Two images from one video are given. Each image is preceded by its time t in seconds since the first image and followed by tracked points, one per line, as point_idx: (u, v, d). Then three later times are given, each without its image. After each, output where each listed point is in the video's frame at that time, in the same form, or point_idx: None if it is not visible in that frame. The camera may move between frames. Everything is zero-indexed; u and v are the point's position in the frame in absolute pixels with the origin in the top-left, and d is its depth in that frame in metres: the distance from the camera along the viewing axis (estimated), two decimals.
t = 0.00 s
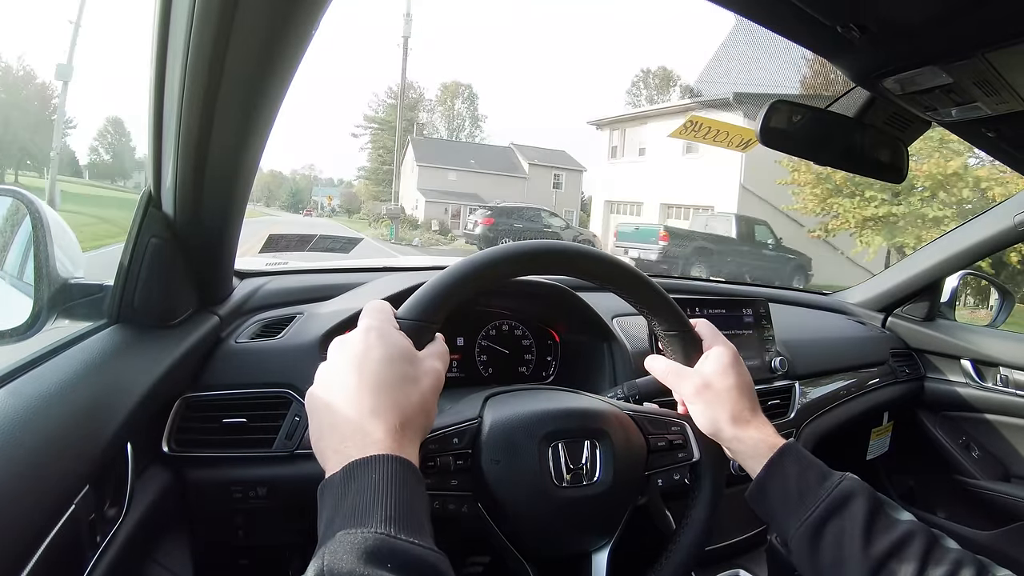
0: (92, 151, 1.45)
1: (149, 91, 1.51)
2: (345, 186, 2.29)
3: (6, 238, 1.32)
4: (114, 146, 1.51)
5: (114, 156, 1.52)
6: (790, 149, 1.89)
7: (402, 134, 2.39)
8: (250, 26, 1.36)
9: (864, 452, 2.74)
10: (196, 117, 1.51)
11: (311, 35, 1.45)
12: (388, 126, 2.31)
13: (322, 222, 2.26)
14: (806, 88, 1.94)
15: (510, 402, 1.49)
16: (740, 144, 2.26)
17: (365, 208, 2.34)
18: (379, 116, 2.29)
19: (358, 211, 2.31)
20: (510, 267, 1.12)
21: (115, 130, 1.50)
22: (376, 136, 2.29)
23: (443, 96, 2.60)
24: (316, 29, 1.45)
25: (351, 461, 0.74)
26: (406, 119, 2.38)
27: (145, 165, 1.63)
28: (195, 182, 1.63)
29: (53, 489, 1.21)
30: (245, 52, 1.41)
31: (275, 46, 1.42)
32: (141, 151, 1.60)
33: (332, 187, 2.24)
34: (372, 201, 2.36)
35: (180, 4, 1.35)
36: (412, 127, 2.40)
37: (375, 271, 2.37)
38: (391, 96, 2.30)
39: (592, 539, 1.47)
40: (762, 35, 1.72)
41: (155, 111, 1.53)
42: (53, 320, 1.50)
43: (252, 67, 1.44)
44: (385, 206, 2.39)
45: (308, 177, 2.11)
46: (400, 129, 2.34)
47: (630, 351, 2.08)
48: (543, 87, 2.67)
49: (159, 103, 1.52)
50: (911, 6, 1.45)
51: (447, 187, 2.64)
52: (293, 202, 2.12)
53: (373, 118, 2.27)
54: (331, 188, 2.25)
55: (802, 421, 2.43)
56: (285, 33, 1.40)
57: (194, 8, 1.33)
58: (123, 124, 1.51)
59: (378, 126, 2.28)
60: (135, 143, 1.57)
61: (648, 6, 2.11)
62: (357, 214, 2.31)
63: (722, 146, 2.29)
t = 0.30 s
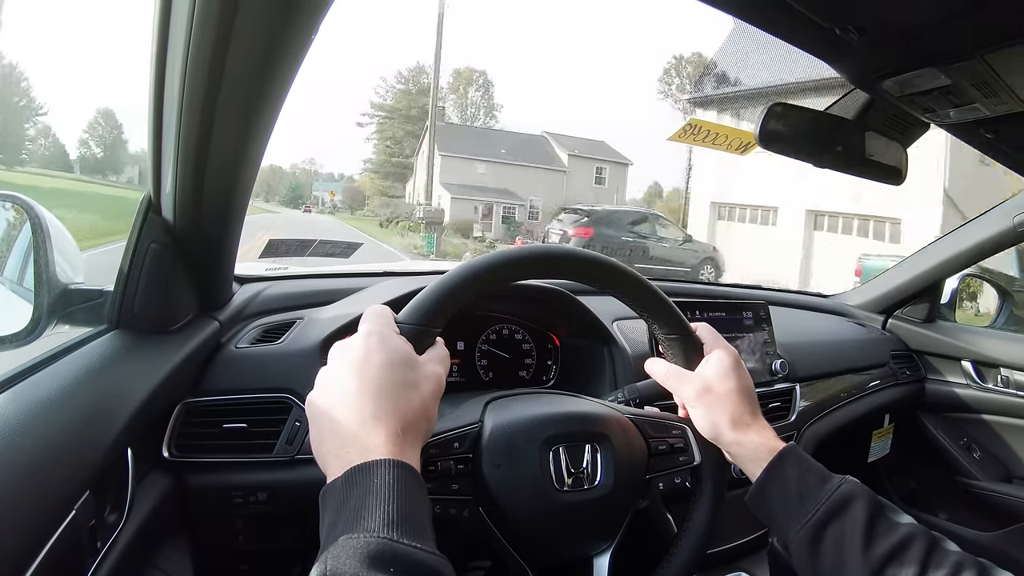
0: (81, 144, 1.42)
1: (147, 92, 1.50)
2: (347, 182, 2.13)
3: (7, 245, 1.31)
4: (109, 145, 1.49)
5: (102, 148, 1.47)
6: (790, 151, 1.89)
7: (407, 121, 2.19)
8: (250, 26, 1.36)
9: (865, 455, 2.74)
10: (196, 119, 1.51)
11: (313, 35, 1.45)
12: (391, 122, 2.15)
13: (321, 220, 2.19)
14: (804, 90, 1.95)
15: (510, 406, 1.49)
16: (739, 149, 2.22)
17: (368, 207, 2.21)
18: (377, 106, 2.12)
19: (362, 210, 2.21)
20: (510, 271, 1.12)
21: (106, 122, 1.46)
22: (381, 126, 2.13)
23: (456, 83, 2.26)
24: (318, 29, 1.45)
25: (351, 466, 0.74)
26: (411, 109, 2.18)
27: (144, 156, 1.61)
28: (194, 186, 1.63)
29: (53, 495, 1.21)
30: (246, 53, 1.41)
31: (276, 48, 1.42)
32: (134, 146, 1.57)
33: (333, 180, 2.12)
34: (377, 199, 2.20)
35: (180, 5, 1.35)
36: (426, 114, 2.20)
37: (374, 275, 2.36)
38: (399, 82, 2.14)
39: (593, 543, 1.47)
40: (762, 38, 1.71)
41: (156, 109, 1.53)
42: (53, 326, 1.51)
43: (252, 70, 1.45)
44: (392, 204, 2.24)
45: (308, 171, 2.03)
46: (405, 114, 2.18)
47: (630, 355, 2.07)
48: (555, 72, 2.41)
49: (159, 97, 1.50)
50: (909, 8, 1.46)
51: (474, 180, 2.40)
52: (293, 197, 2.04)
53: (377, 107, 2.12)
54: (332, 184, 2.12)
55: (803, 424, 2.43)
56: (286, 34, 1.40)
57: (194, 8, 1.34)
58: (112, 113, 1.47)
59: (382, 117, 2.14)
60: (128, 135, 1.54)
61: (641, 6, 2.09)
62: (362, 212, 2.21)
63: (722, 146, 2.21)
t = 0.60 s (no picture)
0: (70, 135, 1.38)
1: (147, 92, 1.50)
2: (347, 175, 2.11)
3: (6, 243, 1.31)
4: (102, 139, 1.46)
5: (94, 142, 1.44)
6: (790, 150, 1.89)
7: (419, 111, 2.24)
8: (250, 26, 1.36)
9: (865, 453, 2.74)
10: (196, 119, 1.50)
11: (314, 32, 1.45)
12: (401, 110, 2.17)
13: (323, 214, 2.18)
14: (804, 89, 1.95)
15: (510, 405, 1.49)
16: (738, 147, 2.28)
17: (374, 202, 2.23)
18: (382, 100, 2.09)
19: (368, 204, 2.22)
20: (510, 270, 1.12)
21: (97, 113, 1.42)
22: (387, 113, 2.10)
23: (472, 66, 2.32)
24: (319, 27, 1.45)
25: (352, 466, 0.74)
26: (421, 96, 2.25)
27: (140, 150, 1.60)
28: (194, 186, 1.63)
29: (53, 495, 1.21)
30: (247, 52, 1.41)
31: (277, 46, 1.42)
32: (133, 140, 1.56)
33: (336, 175, 2.10)
34: (386, 190, 2.23)
35: (179, 4, 1.34)
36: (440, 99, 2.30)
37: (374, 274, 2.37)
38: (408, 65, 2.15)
39: (594, 543, 1.47)
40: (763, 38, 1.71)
41: (156, 109, 1.53)
42: (53, 326, 1.50)
43: (251, 71, 1.45)
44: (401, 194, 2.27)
45: (308, 165, 1.99)
46: (419, 99, 2.23)
47: (630, 355, 2.07)
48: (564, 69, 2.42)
49: (159, 98, 1.50)
50: (909, 7, 1.46)
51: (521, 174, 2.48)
52: (292, 191, 2.01)
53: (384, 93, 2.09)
54: (334, 178, 2.10)
55: (803, 423, 2.43)
56: (287, 33, 1.39)
57: (194, 8, 1.33)
58: (103, 105, 1.43)
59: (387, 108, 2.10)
60: (120, 126, 1.51)
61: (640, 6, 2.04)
62: (366, 207, 2.23)
63: (723, 148, 2.30)
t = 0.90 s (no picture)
0: (58, 129, 1.34)
1: (148, 90, 1.50)
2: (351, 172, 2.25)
3: (6, 236, 1.32)
4: (91, 133, 1.43)
5: (83, 135, 1.40)
6: (792, 149, 1.89)
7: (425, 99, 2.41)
8: (249, 27, 1.37)
9: (863, 453, 2.75)
10: (196, 116, 1.51)
11: (313, 32, 1.45)
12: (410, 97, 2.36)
13: (323, 211, 2.26)
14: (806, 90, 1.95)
15: (509, 402, 1.49)
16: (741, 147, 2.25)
17: (381, 198, 2.40)
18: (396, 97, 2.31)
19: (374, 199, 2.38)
20: (509, 268, 1.12)
21: (85, 105, 1.38)
22: (396, 103, 2.29)
23: (490, 48, 2.59)
24: (318, 27, 1.45)
25: (352, 462, 0.74)
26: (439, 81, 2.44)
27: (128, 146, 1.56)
28: (194, 182, 1.63)
29: (53, 490, 1.21)
30: (246, 53, 1.42)
31: (276, 44, 1.42)
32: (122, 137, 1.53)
33: (337, 170, 2.22)
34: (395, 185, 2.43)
35: (179, 5, 1.34)
36: (458, 81, 2.46)
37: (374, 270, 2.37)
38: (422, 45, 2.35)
39: (592, 540, 1.47)
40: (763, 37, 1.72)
41: (156, 111, 1.52)
42: (53, 320, 1.50)
43: (251, 71, 1.45)
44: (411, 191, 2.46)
45: (309, 161, 2.03)
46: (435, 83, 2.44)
47: (630, 352, 2.09)
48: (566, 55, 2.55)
49: (159, 100, 1.51)
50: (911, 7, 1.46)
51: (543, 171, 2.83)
52: (292, 185, 2.01)
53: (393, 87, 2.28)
54: (339, 174, 2.23)
55: (802, 422, 2.43)
56: (286, 30, 1.39)
57: (193, 11, 1.34)
58: (92, 94, 1.38)
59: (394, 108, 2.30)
60: (108, 117, 1.46)
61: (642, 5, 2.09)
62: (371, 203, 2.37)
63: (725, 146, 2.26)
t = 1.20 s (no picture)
0: (45, 124, 1.31)
1: (147, 92, 1.49)
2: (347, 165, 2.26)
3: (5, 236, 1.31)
4: (78, 126, 1.40)
5: (69, 130, 1.37)
6: (792, 149, 1.89)
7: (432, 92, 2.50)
8: (249, 29, 1.37)
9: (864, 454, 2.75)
10: (196, 117, 1.51)
11: (314, 33, 1.45)
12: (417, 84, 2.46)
13: (326, 211, 2.25)
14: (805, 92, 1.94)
15: (510, 403, 1.49)
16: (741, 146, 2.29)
17: (388, 199, 2.42)
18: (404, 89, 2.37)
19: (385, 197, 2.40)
20: (511, 268, 1.12)
21: (72, 97, 1.35)
22: (407, 88, 2.38)
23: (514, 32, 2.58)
24: (319, 29, 1.45)
25: (352, 456, 0.74)
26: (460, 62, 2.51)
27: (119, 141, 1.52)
28: (194, 183, 1.63)
29: (53, 491, 1.22)
30: (246, 55, 1.42)
31: (276, 46, 1.42)
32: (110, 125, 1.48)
33: (337, 166, 2.24)
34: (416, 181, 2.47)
35: (180, 5, 1.33)
36: (481, 63, 2.53)
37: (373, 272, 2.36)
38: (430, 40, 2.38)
39: (592, 542, 1.47)
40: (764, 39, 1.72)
41: (156, 113, 1.52)
42: (53, 321, 1.50)
43: (252, 73, 1.46)
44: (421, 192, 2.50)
45: (309, 157, 2.03)
46: (455, 64, 2.50)
47: (630, 353, 2.08)
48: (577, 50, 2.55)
49: (160, 102, 1.50)
50: (912, 8, 1.46)
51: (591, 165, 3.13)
52: (292, 182, 2.00)
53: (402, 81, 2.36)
54: (341, 171, 2.26)
55: (803, 423, 2.43)
56: (286, 33, 1.40)
57: (194, 14, 1.34)
58: (80, 86, 1.36)
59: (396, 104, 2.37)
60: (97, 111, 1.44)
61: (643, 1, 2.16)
62: (378, 202, 2.38)
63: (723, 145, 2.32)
